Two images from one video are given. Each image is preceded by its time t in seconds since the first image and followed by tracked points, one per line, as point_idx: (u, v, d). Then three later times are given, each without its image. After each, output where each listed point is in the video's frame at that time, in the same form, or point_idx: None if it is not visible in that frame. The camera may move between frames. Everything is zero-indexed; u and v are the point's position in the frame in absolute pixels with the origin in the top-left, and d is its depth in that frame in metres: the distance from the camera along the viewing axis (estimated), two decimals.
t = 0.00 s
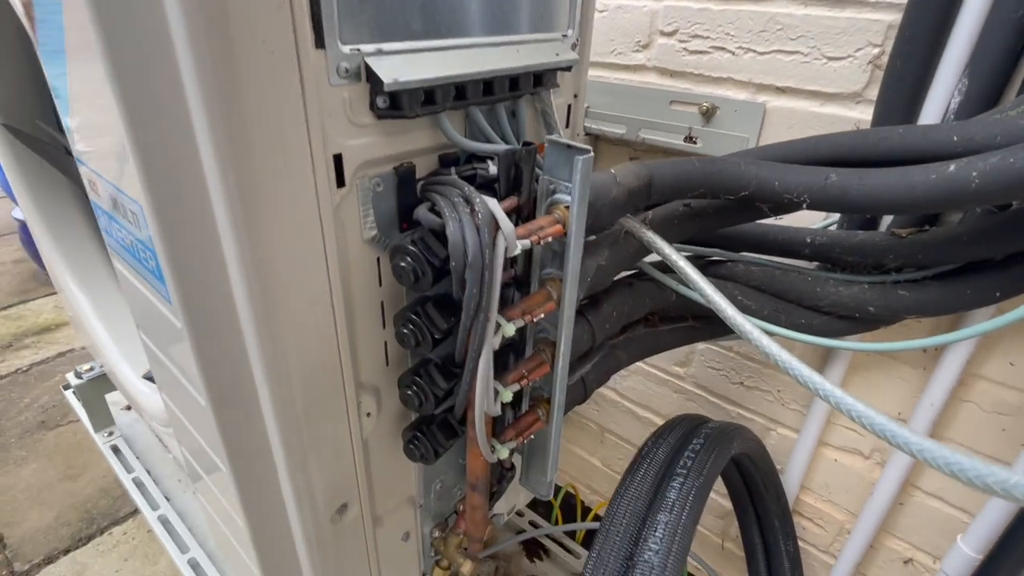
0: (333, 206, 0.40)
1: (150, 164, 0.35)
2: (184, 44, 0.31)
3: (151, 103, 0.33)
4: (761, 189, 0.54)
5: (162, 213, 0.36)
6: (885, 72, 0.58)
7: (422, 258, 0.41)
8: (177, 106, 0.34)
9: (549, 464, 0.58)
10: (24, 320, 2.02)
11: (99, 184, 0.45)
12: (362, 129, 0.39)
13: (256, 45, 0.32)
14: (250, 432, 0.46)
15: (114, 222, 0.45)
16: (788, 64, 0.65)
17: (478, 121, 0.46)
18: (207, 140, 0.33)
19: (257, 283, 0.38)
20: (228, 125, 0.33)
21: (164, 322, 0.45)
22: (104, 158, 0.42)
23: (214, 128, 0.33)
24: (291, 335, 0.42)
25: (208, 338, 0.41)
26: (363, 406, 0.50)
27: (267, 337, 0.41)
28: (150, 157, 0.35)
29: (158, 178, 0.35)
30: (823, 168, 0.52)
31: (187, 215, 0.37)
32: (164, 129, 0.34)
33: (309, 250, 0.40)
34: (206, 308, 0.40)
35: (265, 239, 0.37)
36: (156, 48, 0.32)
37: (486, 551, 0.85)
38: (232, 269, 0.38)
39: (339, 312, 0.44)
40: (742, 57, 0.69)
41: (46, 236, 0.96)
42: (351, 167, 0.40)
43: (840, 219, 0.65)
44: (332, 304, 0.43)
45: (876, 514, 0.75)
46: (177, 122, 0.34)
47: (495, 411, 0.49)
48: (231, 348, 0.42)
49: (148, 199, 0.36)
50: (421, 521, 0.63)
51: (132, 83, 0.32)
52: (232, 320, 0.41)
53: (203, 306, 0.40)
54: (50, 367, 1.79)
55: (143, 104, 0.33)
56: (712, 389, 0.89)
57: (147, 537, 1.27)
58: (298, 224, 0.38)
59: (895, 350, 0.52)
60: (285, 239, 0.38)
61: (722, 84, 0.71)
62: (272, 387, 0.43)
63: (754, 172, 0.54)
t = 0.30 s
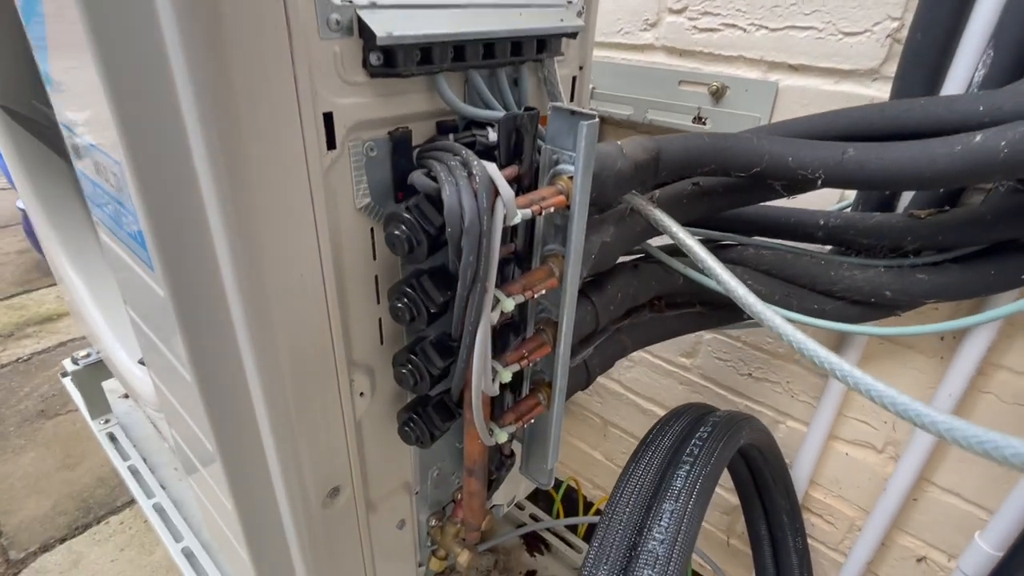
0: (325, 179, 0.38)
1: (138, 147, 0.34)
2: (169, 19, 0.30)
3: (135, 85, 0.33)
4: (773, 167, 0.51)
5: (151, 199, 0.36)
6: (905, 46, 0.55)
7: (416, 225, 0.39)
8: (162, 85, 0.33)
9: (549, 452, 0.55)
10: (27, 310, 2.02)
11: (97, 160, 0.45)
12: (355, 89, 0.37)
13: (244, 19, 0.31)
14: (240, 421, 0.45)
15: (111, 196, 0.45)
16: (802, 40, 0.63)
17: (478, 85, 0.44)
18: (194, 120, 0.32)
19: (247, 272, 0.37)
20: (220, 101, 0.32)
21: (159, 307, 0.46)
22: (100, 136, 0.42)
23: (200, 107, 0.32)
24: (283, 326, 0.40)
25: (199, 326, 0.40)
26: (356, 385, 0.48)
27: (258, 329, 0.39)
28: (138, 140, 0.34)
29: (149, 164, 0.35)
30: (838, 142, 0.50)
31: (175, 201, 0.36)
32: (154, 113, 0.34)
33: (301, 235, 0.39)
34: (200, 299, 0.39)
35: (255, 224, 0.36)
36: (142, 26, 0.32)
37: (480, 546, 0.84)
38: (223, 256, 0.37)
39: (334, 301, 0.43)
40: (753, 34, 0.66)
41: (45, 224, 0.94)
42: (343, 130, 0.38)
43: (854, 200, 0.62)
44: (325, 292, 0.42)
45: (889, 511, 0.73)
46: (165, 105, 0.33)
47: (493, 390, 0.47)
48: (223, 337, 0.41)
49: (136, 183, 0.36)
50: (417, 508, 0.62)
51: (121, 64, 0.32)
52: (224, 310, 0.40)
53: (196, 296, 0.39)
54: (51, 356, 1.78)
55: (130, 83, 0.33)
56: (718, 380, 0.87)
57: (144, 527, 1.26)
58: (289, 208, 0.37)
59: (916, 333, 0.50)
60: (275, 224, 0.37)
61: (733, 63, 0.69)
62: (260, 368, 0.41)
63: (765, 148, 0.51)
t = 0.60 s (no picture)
0: (314, 129, 0.36)
1: (113, 116, 0.32)
2: None
3: (114, 73, 0.31)
4: (797, 137, 0.47)
5: (134, 196, 0.34)
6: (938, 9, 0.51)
7: (414, 177, 0.36)
8: (145, 73, 0.31)
9: (556, 442, 0.52)
10: (26, 307, 2.00)
11: (66, 111, 0.42)
12: (348, 29, 0.35)
13: None
14: (225, 408, 0.42)
15: (83, 150, 0.42)
16: (823, 10, 0.60)
17: (481, 36, 0.41)
18: (182, 106, 0.31)
19: (237, 266, 0.36)
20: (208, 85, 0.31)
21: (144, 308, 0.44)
22: (67, 83, 0.39)
23: (189, 91, 0.31)
24: (275, 322, 0.39)
25: (186, 326, 0.39)
26: (348, 362, 0.45)
27: (249, 327, 0.38)
28: (119, 133, 0.32)
29: (132, 158, 0.33)
30: (868, 108, 0.46)
31: (159, 198, 0.35)
32: (136, 104, 0.32)
33: (294, 227, 0.37)
34: (186, 298, 0.38)
35: (245, 215, 0.35)
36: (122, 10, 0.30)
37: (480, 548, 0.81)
38: (212, 251, 0.36)
39: (327, 296, 0.41)
40: (771, 6, 0.63)
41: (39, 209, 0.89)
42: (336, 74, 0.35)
43: (880, 175, 0.60)
44: (319, 287, 0.41)
45: (915, 512, 0.69)
46: (148, 93, 0.32)
47: (497, 368, 0.43)
48: (210, 338, 0.40)
49: (113, 155, 0.34)
50: (414, 502, 0.58)
51: (100, 52, 0.31)
52: (213, 309, 0.38)
53: (182, 295, 0.38)
54: (49, 353, 1.76)
55: (109, 72, 0.31)
56: (732, 374, 0.83)
57: (137, 526, 1.22)
58: (281, 198, 0.36)
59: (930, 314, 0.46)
60: (267, 215, 0.35)
61: (750, 37, 0.66)
62: (245, 340, 0.38)
63: (790, 115, 0.47)
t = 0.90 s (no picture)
0: (307, 99, 0.35)
1: (105, 109, 0.32)
2: None
3: (109, 72, 0.31)
4: (811, 126, 0.44)
5: (127, 196, 0.34)
6: None
7: (412, 150, 0.34)
8: (139, 72, 0.31)
9: (556, 437, 0.50)
10: (29, 305, 1.99)
11: (66, 91, 0.41)
12: None
13: None
14: (213, 401, 0.41)
15: (82, 131, 0.41)
16: None
17: (482, 10, 0.40)
18: (175, 106, 0.31)
19: (229, 269, 0.35)
20: (203, 86, 0.30)
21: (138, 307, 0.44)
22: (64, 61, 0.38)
23: (183, 90, 0.30)
24: (267, 326, 0.38)
25: (177, 328, 0.38)
26: (341, 349, 0.44)
27: (240, 330, 0.38)
28: (115, 132, 0.32)
29: (128, 160, 0.33)
30: (883, 92, 0.44)
31: (152, 199, 0.34)
32: (131, 103, 0.32)
33: (287, 229, 0.37)
34: (176, 301, 0.37)
35: (237, 217, 0.34)
36: (120, 9, 0.30)
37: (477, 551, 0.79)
38: (204, 255, 0.35)
39: (321, 300, 0.41)
40: None
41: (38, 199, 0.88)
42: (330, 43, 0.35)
43: (893, 166, 0.59)
44: (312, 291, 0.40)
45: (929, 518, 0.66)
46: (143, 92, 0.32)
47: (494, 354, 0.42)
48: (201, 341, 0.39)
49: (104, 149, 0.33)
50: (409, 498, 0.56)
51: (96, 51, 0.31)
52: (205, 312, 0.38)
53: (173, 297, 0.37)
54: (50, 350, 1.75)
55: (105, 72, 0.31)
56: (738, 375, 0.81)
57: (132, 524, 1.21)
58: (275, 199, 0.35)
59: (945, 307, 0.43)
60: (259, 217, 0.35)
61: (758, 28, 0.65)
62: (237, 338, 0.38)
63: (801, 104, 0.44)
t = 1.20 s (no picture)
0: (306, 82, 0.34)
1: (105, 111, 0.32)
2: None
3: (109, 75, 0.31)
4: (817, 124, 0.43)
5: (127, 196, 0.34)
6: None
7: (413, 134, 0.34)
8: (139, 72, 0.31)
9: (557, 437, 0.48)
10: (28, 303, 1.98)
11: (59, 71, 0.41)
12: None
13: None
14: (207, 400, 0.41)
15: (75, 113, 0.41)
16: None
17: None
18: (174, 104, 0.31)
19: (226, 270, 0.35)
20: (203, 82, 0.30)
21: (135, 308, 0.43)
22: (59, 48, 0.38)
23: (182, 87, 0.30)
24: (264, 328, 0.38)
25: (174, 328, 0.38)
26: (338, 342, 0.43)
27: (237, 332, 0.37)
28: (115, 133, 0.33)
29: (128, 159, 0.33)
30: (895, 88, 0.43)
31: (152, 199, 0.34)
32: (131, 105, 0.32)
33: (287, 229, 0.36)
34: (172, 301, 0.37)
35: (235, 216, 0.34)
36: (120, 11, 0.30)
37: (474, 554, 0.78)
38: (202, 255, 0.35)
39: (320, 299, 0.40)
40: None
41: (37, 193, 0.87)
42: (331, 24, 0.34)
43: (902, 166, 0.58)
44: (312, 292, 0.39)
45: (936, 526, 0.65)
46: (144, 93, 0.32)
47: (495, 349, 0.40)
48: (198, 343, 0.39)
49: (104, 150, 0.33)
50: (406, 499, 0.55)
51: (96, 54, 0.31)
52: (202, 313, 0.38)
53: (171, 298, 0.37)
54: (48, 348, 1.74)
55: (105, 75, 0.31)
56: (741, 379, 0.80)
57: (126, 524, 1.19)
58: (275, 199, 0.35)
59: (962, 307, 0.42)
60: (259, 217, 0.34)
61: (766, 26, 0.64)
62: (232, 337, 0.37)
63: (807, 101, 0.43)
